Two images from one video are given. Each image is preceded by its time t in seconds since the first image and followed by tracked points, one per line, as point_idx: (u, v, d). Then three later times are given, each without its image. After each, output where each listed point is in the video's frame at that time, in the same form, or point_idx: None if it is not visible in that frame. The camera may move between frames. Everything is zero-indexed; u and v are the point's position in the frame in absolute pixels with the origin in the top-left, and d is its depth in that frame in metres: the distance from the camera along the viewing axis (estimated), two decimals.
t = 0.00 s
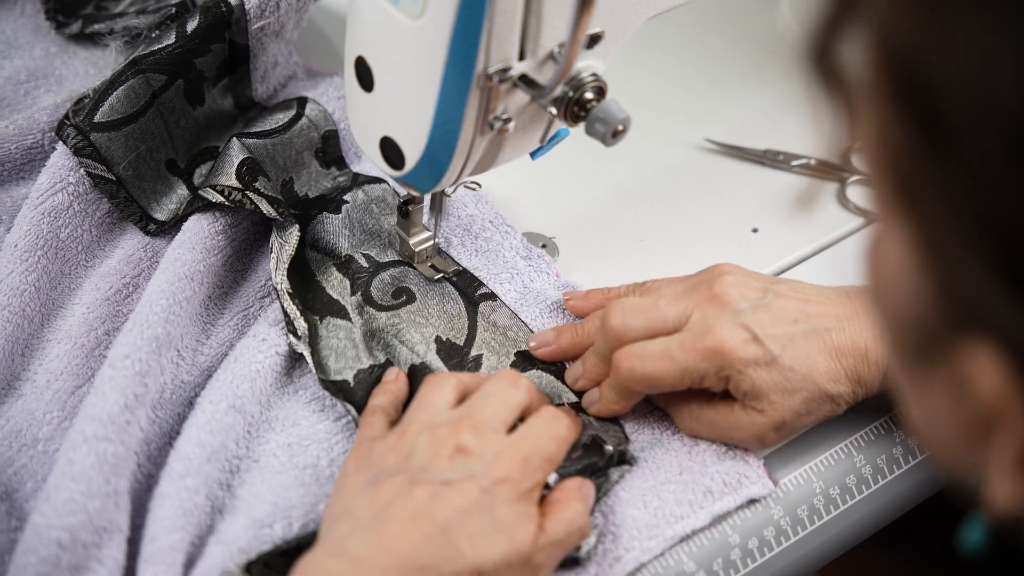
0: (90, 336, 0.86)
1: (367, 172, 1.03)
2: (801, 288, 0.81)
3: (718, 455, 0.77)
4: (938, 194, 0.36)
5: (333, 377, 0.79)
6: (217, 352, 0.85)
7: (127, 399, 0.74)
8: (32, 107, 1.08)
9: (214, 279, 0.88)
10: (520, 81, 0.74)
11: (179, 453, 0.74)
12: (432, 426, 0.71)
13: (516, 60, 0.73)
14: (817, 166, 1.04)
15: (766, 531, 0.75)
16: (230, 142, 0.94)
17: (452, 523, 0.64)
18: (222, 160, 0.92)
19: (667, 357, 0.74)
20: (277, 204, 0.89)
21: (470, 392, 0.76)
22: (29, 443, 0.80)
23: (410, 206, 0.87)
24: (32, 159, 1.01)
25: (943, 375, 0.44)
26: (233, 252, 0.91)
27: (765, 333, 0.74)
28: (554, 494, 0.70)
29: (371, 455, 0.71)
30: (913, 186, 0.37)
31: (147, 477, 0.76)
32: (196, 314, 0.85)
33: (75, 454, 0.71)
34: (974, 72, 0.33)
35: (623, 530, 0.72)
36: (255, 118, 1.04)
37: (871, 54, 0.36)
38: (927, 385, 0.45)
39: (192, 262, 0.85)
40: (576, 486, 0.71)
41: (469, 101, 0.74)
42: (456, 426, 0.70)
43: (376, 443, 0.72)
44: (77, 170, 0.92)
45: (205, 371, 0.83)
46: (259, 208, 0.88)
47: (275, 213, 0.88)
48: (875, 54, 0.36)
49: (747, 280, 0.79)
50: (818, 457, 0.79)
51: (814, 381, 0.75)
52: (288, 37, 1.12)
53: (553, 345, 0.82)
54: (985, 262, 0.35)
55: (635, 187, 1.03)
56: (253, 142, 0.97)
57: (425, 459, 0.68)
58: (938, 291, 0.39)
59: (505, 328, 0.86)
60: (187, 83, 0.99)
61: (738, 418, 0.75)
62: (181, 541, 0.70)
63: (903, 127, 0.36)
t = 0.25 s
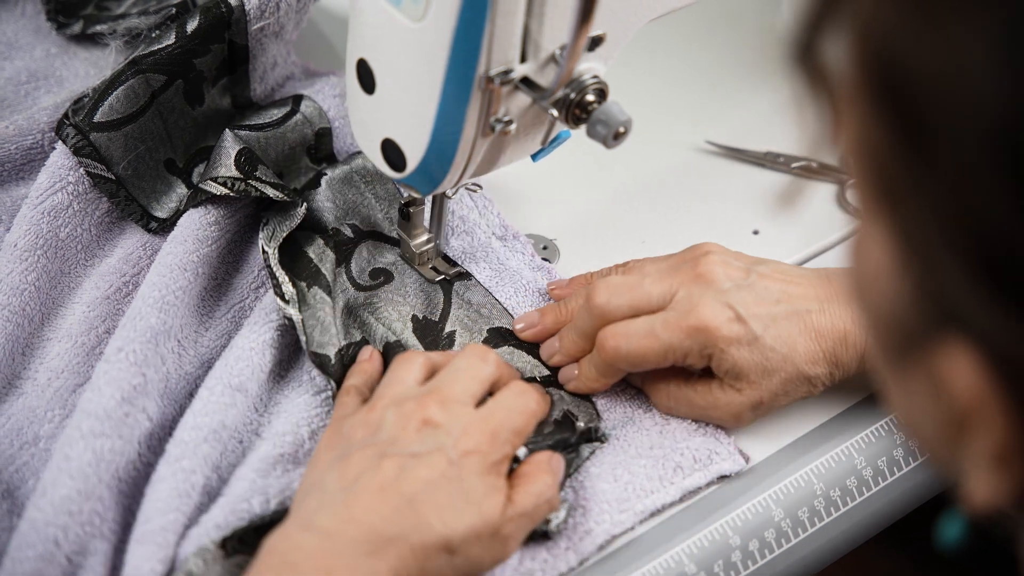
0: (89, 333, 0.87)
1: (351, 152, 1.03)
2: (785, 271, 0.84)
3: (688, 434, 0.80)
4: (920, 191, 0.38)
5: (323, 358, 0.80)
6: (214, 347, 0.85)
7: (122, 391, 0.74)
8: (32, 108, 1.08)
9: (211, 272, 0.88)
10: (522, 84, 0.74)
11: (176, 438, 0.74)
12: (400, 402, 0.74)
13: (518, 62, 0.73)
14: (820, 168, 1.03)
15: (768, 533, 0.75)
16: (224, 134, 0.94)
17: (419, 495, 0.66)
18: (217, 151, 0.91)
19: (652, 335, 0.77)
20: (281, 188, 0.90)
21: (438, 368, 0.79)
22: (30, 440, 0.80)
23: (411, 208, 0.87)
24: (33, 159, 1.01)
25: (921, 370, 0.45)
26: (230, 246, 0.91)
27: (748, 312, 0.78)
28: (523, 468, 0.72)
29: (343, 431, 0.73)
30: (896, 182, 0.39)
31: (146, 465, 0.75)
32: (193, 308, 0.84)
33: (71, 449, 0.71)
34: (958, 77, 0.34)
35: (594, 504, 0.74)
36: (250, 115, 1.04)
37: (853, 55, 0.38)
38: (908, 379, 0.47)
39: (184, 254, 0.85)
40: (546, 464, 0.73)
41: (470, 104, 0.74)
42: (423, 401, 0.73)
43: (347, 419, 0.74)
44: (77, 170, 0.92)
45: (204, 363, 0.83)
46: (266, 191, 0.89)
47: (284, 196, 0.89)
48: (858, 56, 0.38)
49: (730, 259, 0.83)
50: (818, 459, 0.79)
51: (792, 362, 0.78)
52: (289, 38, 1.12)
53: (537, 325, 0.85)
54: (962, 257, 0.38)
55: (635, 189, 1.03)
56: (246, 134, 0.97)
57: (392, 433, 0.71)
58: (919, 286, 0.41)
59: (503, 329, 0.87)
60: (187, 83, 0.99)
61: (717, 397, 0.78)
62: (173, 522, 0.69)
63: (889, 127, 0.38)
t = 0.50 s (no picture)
0: (83, 324, 0.87)
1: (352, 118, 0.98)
2: (766, 247, 0.86)
3: (655, 398, 0.82)
4: (916, 189, 0.38)
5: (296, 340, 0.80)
6: (201, 329, 0.84)
7: (107, 374, 0.75)
8: (30, 102, 1.08)
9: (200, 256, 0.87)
10: (522, 83, 0.74)
11: (163, 418, 0.75)
12: (373, 370, 0.75)
13: (518, 62, 0.73)
14: (818, 168, 1.03)
15: (767, 533, 0.75)
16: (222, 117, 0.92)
17: (395, 462, 0.67)
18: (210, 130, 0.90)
19: (627, 303, 0.79)
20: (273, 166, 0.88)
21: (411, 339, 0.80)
22: (25, 430, 0.81)
23: (411, 207, 0.87)
24: (29, 153, 1.01)
25: (916, 368, 0.45)
26: (219, 231, 0.91)
27: (722, 285, 0.80)
28: (497, 433, 0.73)
29: (317, 402, 0.74)
30: (890, 179, 0.39)
31: (133, 445, 0.75)
32: (181, 290, 0.84)
33: (55, 434, 0.72)
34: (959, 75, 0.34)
35: (564, 465, 0.76)
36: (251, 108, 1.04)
37: (847, 50, 0.38)
38: (902, 375, 0.47)
39: (171, 238, 0.85)
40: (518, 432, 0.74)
41: (470, 105, 0.74)
42: (397, 368, 0.74)
43: (322, 388, 0.75)
44: (75, 163, 0.93)
45: (192, 345, 0.83)
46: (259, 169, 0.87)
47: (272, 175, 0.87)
48: (853, 51, 0.38)
49: (709, 232, 0.85)
50: (819, 458, 0.79)
51: (766, 335, 0.80)
52: (291, 39, 1.12)
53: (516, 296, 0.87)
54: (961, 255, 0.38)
55: (635, 189, 1.03)
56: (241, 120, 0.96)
57: (366, 400, 0.72)
58: (916, 283, 0.41)
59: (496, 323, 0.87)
60: (188, 81, 0.99)
61: (689, 365, 0.81)
62: (161, 499, 0.70)
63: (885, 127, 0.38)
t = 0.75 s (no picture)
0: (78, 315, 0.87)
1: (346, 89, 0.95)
2: (749, 229, 0.87)
3: (634, 372, 0.84)
4: (917, 184, 0.38)
5: (279, 323, 0.80)
6: (185, 312, 0.84)
7: (87, 359, 0.74)
8: (29, 99, 1.08)
9: (185, 241, 0.87)
10: (523, 82, 0.74)
11: (150, 402, 0.74)
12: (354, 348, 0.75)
13: (518, 61, 0.73)
14: (818, 167, 1.03)
15: (767, 532, 0.75)
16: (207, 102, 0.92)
17: (380, 437, 0.67)
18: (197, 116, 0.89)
19: (604, 280, 0.81)
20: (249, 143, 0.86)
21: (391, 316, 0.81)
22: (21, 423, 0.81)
23: (410, 207, 0.87)
24: (27, 148, 1.01)
25: (918, 365, 0.45)
26: (206, 218, 0.90)
27: (701, 265, 0.81)
28: (478, 406, 0.74)
29: (300, 382, 0.75)
30: (891, 174, 0.39)
31: (121, 429, 0.75)
32: (166, 274, 0.84)
33: (39, 422, 0.72)
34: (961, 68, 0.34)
35: (546, 437, 0.78)
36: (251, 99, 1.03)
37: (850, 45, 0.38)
38: (905, 373, 0.47)
39: (150, 224, 0.85)
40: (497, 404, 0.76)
41: (471, 103, 0.74)
42: (378, 345, 0.74)
43: (304, 369, 0.76)
44: (73, 157, 0.92)
45: (176, 329, 0.82)
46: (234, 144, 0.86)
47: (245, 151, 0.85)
48: (855, 45, 0.37)
49: (689, 213, 0.86)
50: (819, 458, 0.79)
51: (743, 315, 0.81)
52: (292, 38, 1.12)
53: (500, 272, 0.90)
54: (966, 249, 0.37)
55: (634, 189, 1.03)
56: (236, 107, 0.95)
57: (348, 378, 0.72)
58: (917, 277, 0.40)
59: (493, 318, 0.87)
60: (188, 78, 0.99)
61: (666, 341, 0.82)
62: (151, 482, 0.70)
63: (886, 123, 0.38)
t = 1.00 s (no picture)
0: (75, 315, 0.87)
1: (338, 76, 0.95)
2: (738, 215, 0.87)
3: (621, 355, 0.85)
4: (924, 183, 0.38)
5: (273, 314, 0.81)
6: (177, 304, 0.84)
7: (77, 356, 0.74)
8: (28, 97, 1.08)
9: (176, 234, 0.87)
10: (523, 82, 0.74)
11: (141, 397, 0.73)
12: (349, 336, 0.75)
13: (518, 60, 0.73)
14: (818, 167, 1.03)
15: (768, 532, 0.75)
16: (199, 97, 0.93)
17: (371, 425, 0.67)
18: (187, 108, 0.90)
19: (589, 265, 0.82)
20: (232, 132, 0.86)
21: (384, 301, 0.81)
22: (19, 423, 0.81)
23: (411, 207, 0.88)
24: (26, 147, 1.01)
25: (923, 364, 0.45)
26: (197, 211, 0.90)
27: (685, 247, 0.81)
28: (473, 395, 0.74)
29: (296, 371, 0.74)
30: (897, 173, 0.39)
31: (115, 424, 0.75)
32: (156, 268, 0.84)
33: (32, 418, 0.71)
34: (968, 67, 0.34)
35: (538, 420, 0.78)
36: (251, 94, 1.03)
37: (858, 41, 0.38)
38: (907, 374, 0.46)
39: (138, 218, 0.84)
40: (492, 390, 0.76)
41: (470, 102, 0.73)
42: (370, 333, 0.74)
43: (299, 359, 0.75)
44: (72, 156, 0.92)
45: (167, 324, 0.82)
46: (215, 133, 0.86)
47: (224, 136, 0.85)
48: (863, 40, 0.37)
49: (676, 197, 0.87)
50: (820, 458, 0.79)
51: (729, 298, 0.81)
52: (291, 36, 1.12)
53: (490, 258, 0.91)
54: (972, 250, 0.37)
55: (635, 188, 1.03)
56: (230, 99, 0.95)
57: (340, 367, 0.72)
58: (921, 276, 0.40)
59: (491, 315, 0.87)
60: (187, 76, 0.99)
61: (653, 324, 0.82)
62: (147, 477, 0.70)
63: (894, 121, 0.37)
